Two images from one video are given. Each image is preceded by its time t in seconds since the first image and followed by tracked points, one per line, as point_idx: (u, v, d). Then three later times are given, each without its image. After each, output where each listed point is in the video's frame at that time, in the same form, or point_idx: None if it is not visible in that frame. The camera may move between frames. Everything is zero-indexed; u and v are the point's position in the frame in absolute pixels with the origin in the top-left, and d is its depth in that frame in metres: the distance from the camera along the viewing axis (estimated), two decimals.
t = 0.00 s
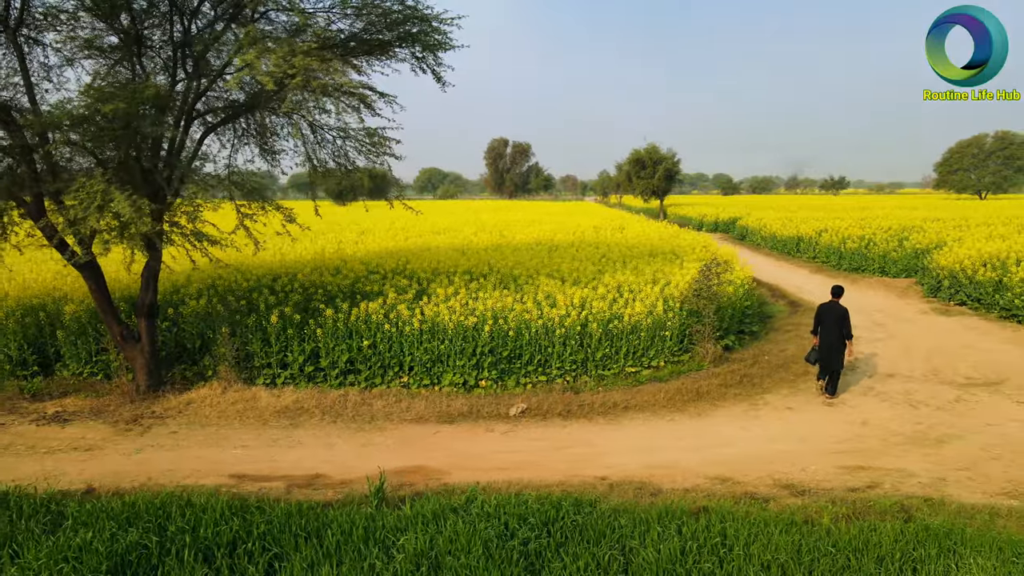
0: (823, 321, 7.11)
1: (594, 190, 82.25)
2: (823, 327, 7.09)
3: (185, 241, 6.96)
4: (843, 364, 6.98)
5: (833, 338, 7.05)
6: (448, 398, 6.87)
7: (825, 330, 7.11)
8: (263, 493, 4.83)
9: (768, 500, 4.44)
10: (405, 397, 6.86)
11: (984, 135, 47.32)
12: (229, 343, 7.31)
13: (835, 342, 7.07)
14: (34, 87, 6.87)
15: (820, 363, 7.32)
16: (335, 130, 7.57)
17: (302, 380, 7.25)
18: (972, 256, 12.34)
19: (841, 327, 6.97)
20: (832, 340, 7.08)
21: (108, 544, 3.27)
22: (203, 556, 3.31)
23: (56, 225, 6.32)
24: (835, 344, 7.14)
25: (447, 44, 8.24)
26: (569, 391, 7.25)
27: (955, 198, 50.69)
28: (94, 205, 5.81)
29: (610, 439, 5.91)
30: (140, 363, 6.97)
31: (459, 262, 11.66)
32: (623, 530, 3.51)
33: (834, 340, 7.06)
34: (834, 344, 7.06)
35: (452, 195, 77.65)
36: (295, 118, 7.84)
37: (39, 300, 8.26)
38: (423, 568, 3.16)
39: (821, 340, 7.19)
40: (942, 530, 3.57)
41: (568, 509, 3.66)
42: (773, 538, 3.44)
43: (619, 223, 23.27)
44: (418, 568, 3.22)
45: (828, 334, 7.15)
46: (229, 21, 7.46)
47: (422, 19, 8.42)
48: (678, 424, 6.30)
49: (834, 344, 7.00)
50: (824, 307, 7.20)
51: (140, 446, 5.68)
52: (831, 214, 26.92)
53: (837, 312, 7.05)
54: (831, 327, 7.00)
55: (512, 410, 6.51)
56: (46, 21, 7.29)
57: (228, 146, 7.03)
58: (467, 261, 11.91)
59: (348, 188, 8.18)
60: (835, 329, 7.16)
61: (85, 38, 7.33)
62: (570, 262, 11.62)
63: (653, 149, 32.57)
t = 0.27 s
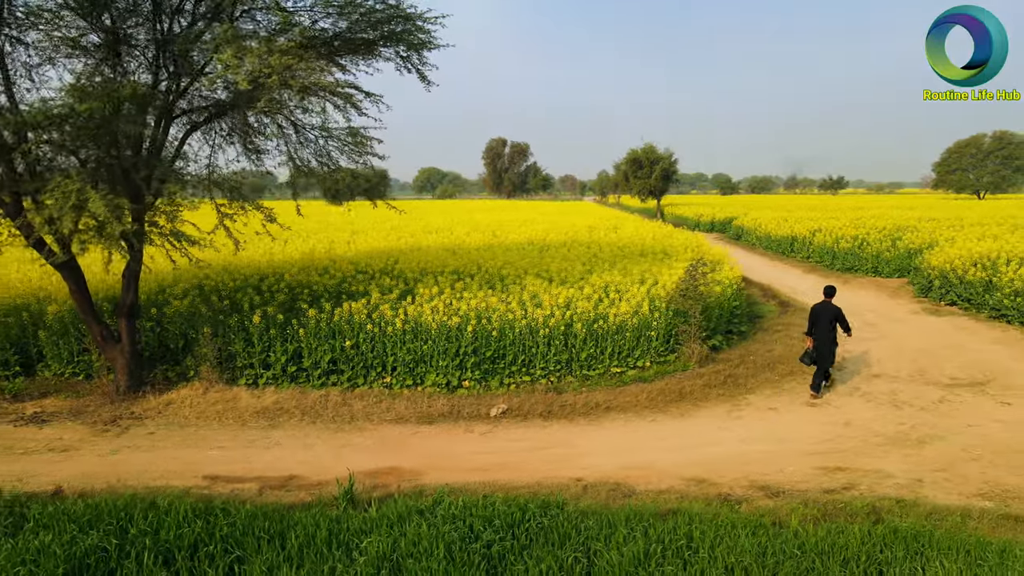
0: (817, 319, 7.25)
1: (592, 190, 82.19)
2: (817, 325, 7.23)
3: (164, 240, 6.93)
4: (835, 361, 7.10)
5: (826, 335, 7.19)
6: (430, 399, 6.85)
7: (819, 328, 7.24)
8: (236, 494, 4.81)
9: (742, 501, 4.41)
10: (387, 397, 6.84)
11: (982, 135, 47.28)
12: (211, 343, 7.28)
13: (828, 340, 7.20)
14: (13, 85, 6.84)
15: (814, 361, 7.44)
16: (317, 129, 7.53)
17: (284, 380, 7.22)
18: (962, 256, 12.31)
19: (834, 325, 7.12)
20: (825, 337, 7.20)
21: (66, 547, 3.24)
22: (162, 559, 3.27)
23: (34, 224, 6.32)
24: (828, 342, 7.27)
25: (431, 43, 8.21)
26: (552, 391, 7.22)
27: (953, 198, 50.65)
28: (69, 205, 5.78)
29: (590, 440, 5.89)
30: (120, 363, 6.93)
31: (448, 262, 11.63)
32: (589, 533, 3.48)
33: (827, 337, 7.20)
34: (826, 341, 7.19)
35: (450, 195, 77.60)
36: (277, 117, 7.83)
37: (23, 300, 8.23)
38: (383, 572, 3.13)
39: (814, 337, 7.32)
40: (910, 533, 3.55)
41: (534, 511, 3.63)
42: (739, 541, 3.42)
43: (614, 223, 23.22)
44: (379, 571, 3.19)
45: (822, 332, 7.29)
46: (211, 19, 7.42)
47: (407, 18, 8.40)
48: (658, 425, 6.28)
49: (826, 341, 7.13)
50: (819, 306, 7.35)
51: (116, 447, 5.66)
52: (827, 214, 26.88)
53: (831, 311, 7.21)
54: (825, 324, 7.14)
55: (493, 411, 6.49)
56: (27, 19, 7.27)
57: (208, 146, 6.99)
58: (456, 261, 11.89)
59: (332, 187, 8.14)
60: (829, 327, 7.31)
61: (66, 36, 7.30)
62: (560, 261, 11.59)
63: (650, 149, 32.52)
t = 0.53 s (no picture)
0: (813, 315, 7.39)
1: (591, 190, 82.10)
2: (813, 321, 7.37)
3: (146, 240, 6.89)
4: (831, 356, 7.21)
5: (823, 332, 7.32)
6: (413, 400, 6.80)
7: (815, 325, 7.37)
8: (210, 497, 4.75)
9: (719, 505, 4.36)
10: (369, 399, 6.79)
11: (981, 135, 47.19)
12: (194, 344, 7.24)
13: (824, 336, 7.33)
14: None
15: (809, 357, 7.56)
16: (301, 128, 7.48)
17: (268, 381, 7.17)
18: (955, 256, 12.26)
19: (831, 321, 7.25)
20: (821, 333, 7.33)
21: (25, 553, 3.19)
22: (123, 565, 3.22)
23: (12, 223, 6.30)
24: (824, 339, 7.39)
25: (417, 42, 8.16)
26: (537, 393, 7.17)
27: (952, 197, 50.59)
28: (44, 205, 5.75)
29: (572, 442, 5.83)
30: (101, 364, 6.88)
31: (438, 262, 11.57)
32: (558, 538, 3.42)
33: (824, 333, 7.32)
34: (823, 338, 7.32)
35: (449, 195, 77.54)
36: (261, 116, 7.79)
37: (6, 301, 8.17)
38: None
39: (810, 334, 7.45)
40: (885, 538, 3.49)
41: (503, 516, 3.57)
42: (709, 546, 3.37)
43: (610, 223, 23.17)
44: None
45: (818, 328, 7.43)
46: (194, 18, 7.37)
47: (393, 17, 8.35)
48: (642, 427, 6.22)
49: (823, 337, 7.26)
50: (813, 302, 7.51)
51: (93, 449, 5.60)
52: (824, 214, 26.82)
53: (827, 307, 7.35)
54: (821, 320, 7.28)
55: (475, 413, 6.44)
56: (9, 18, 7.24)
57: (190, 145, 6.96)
58: (446, 261, 11.86)
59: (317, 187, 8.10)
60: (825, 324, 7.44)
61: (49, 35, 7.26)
62: (551, 261, 11.55)
63: (648, 148, 32.45)
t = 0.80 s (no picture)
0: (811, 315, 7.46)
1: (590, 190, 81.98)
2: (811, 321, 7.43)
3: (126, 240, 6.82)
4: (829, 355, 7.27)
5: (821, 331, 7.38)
6: (397, 403, 6.72)
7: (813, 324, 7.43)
8: (184, 502, 4.68)
9: (700, 512, 4.28)
10: (353, 401, 6.71)
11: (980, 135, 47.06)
12: (177, 346, 7.16)
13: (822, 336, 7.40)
14: None
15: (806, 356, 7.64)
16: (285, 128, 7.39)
17: (251, 384, 7.09)
18: (950, 257, 12.18)
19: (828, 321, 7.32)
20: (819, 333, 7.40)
21: None
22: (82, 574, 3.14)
23: None
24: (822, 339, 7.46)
25: (404, 41, 8.08)
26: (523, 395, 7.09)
27: (951, 197, 50.47)
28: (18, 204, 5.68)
29: (555, 446, 5.75)
30: (82, 367, 6.80)
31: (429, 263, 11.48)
32: (530, 547, 3.34)
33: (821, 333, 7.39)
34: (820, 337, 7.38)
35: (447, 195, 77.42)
36: (246, 116, 7.73)
37: None
38: None
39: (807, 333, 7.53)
40: (865, 547, 3.41)
41: (476, 523, 3.49)
42: (684, 555, 3.29)
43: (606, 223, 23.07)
44: None
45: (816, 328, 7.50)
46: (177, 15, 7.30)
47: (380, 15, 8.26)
48: (628, 430, 6.14)
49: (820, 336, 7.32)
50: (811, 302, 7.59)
51: (69, 453, 5.52)
52: (822, 214, 26.72)
53: (825, 307, 7.42)
54: (818, 319, 7.35)
55: (459, 416, 6.35)
56: None
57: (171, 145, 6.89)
58: (437, 261, 11.79)
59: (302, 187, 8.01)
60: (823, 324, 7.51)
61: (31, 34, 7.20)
62: (542, 262, 11.48)
63: (645, 148, 32.34)
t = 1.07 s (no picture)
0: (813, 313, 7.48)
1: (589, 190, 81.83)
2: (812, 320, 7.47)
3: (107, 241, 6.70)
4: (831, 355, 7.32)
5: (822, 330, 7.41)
6: (382, 406, 6.62)
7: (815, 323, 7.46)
8: (158, 510, 4.57)
9: (684, 520, 4.18)
10: (337, 405, 6.60)
11: (979, 135, 46.94)
12: (159, 348, 7.05)
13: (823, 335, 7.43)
14: None
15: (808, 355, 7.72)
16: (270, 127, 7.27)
17: (236, 387, 6.99)
18: (947, 257, 12.08)
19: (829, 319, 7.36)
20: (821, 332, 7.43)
21: None
22: None
23: None
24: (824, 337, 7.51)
25: (392, 39, 7.97)
26: (511, 399, 6.98)
27: (950, 198, 50.37)
28: None
29: (541, 451, 5.65)
30: (63, 369, 6.71)
31: (419, 264, 11.39)
32: (504, 559, 3.24)
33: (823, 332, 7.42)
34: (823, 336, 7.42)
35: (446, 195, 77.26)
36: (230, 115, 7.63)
37: None
38: None
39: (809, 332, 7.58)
40: (851, 558, 3.31)
41: (450, 534, 3.39)
42: (663, 568, 3.18)
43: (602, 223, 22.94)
44: None
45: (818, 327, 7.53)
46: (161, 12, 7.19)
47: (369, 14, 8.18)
48: (615, 435, 6.04)
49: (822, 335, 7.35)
50: (812, 301, 7.62)
51: (44, 458, 5.41)
52: (820, 214, 26.62)
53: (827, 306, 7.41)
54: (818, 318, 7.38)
55: (444, 420, 6.25)
56: None
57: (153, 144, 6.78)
58: (428, 262, 11.68)
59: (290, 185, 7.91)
60: (825, 322, 7.55)
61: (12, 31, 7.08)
62: (535, 263, 11.38)
63: (643, 148, 32.22)
